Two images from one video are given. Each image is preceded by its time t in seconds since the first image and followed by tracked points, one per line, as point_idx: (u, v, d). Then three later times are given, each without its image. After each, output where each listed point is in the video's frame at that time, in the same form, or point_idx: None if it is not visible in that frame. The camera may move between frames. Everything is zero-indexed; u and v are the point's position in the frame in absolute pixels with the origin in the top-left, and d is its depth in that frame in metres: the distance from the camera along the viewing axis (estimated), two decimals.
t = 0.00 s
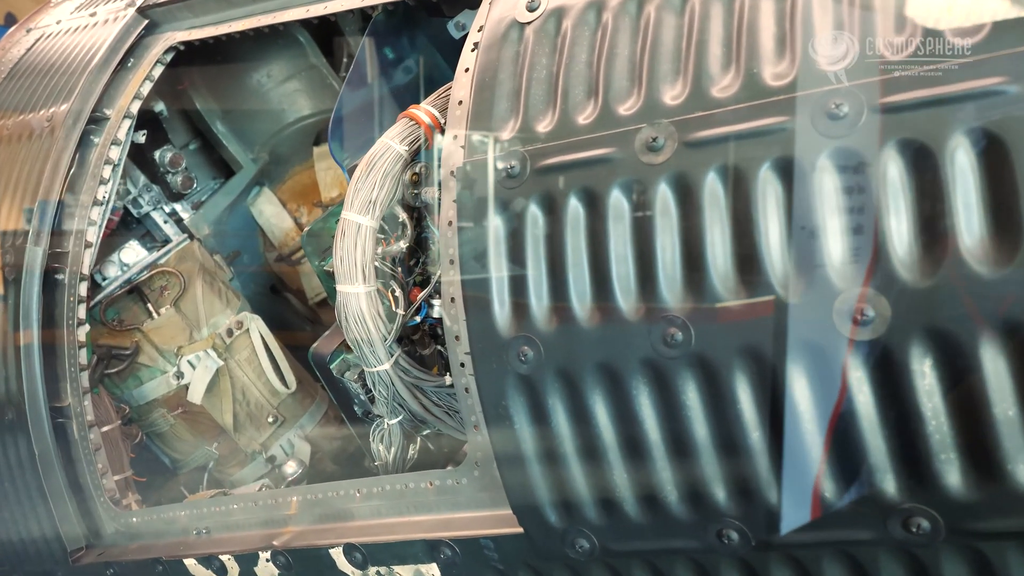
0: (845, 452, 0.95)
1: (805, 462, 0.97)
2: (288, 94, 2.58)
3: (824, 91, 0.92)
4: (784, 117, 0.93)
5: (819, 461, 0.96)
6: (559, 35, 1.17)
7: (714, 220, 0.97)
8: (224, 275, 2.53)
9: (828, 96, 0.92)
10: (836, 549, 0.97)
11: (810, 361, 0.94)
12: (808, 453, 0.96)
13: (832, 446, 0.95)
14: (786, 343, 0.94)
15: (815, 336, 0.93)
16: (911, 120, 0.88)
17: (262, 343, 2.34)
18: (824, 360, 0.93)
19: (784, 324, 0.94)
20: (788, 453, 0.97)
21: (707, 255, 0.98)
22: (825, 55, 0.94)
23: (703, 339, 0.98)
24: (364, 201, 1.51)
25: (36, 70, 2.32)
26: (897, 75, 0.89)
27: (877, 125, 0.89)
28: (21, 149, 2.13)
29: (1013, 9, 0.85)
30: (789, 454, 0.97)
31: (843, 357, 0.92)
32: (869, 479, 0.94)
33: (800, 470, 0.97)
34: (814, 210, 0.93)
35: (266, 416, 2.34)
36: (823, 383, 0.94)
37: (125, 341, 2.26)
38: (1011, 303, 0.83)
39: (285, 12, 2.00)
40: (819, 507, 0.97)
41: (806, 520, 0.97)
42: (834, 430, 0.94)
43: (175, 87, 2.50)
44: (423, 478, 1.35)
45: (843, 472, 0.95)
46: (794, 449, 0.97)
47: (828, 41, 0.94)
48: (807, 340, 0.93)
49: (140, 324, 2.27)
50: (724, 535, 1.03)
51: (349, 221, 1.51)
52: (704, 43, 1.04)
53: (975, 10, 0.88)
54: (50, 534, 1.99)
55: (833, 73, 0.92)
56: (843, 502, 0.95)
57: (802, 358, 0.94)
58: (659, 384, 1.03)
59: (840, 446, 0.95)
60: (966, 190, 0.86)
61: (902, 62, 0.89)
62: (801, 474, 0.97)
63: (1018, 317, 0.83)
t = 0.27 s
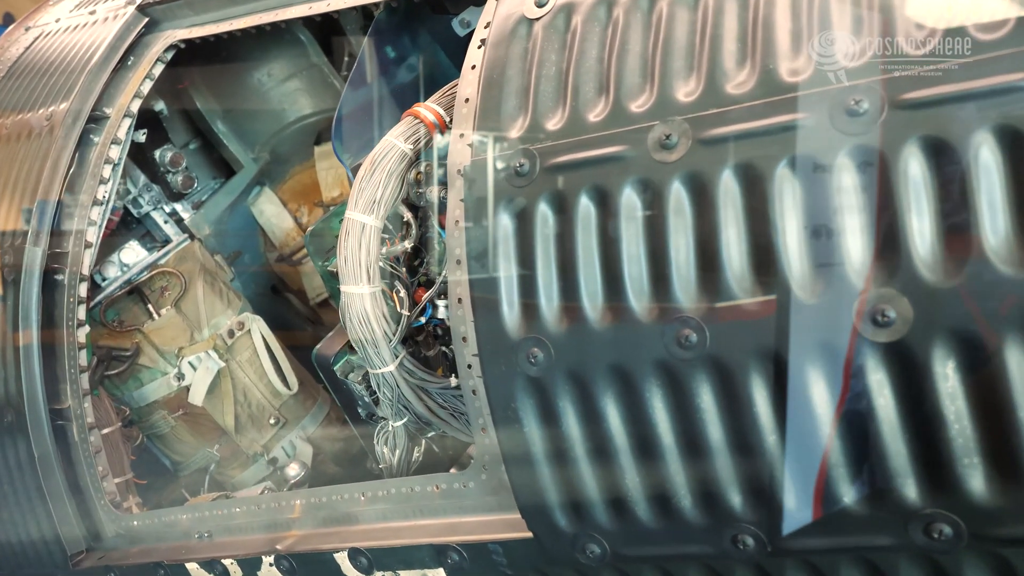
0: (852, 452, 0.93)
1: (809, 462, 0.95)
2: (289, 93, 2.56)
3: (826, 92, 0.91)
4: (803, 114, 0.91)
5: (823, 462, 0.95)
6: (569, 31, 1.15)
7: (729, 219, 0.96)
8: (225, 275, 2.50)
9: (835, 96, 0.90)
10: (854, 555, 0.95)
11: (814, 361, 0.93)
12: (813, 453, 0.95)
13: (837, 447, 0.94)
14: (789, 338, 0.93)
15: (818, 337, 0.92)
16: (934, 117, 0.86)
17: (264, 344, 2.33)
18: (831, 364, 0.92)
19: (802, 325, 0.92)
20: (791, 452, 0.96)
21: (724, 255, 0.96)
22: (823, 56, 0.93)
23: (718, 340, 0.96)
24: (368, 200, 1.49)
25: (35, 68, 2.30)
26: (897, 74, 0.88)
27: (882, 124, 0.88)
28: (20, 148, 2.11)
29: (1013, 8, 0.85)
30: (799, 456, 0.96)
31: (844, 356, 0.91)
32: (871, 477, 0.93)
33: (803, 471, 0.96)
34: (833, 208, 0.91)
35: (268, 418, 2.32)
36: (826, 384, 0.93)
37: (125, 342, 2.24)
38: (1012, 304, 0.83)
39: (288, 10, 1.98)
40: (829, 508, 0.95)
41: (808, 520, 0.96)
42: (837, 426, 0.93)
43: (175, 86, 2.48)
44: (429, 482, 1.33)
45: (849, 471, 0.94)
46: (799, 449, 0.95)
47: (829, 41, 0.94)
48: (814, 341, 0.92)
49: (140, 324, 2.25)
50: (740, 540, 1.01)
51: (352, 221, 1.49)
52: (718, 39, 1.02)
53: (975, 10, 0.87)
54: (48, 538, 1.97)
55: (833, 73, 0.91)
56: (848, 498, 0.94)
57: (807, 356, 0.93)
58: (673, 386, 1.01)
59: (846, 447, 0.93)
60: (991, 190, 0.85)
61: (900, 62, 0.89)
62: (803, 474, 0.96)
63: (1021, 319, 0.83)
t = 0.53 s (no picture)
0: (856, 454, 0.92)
1: (810, 463, 0.94)
2: (290, 92, 2.55)
3: (825, 92, 0.90)
4: (823, 111, 0.89)
5: (823, 464, 0.94)
6: (579, 27, 1.13)
7: (747, 219, 0.93)
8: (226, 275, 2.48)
9: (837, 96, 0.89)
10: (873, 563, 0.94)
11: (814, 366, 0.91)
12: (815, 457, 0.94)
13: (839, 448, 0.93)
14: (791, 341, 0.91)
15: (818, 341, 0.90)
16: (960, 115, 0.84)
17: (265, 344, 2.31)
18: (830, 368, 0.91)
19: (821, 327, 0.90)
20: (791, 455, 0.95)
21: (742, 256, 0.94)
22: (824, 56, 0.92)
23: (734, 342, 0.94)
24: (374, 199, 1.48)
25: (34, 66, 2.27)
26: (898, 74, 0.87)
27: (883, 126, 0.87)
28: (19, 147, 2.08)
29: (1013, 8, 0.84)
30: (816, 461, 0.94)
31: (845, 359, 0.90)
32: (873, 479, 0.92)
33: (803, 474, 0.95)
34: (853, 209, 0.89)
35: (270, 419, 2.30)
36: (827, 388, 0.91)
37: (125, 342, 2.21)
38: (1011, 305, 0.82)
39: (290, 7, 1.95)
40: (847, 514, 0.94)
41: (809, 521, 0.95)
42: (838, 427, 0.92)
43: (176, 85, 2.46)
44: (435, 485, 1.31)
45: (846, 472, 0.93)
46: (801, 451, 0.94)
47: (826, 42, 0.92)
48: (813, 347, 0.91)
49: (141, 325, 2.23)
50: (755, 547, 0.99)
51: (357, 220, 1.48)
52: (734, 34, 1.00)
53: (974, 10, 0.86)
54: (47, 542, 1.95)
55: (831, 74, 0.90)
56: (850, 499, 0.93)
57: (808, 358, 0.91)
58: (687, 389, 0.99)
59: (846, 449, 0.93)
60: (1017, 188, 0.82)
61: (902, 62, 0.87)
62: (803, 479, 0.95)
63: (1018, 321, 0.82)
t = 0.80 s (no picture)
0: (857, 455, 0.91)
1: (809, 464, 0.94)
2: (291, 90, 2.53)
3: (822, 92, 0.88)
4: (843, 106, 0.87)
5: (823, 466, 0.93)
6: (590, 21, 1.12)
7: (764, 218, 0.91)
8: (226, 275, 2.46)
9: (838, 94, 0.88)
10: (893, 568, 0.92)
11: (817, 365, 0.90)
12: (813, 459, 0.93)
13: (838, 448, 0.92)
14: (791, 351, 0.90)
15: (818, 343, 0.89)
16: (985, 110, 0.81)
17: (266, 344, 2.30)
18: (830, 373, 0.90)
19: (841, 328, 0.88)
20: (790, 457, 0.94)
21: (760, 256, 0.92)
22: (824, 57, 0.90)
23: (751, 344, 0.92)
24: (377, 198, 1.45)
25: (33, 64, 2.25)
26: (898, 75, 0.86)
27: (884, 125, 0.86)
28: (17, 145, 2.06)
29: (1013, 7, 0.83)
30: (835, 464, 0.92)
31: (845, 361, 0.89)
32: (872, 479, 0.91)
33: (801, 476, 0.94)
34: (874, 208, 0.87)
35: (271, 420, 2.29)
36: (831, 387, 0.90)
37: (125, 342, 2.19)
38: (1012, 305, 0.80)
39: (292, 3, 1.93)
40: (866, 518, 0.92)
41: (811, 521, 0.94)
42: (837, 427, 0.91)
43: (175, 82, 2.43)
44: (441, 488, 1.29)
45: (843, 473, 0.92)
46: (798, 452, 0.94)
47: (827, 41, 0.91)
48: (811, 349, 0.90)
49: (141, 324, 2.21)
50: (772, 552, 0.97)
51: (361, 218, 1.46)
52: (750, 28, 0.98)
53: (975, 9, 0.85)
54: (46, 542, 1.93)
55: (833, 73, 0.89)
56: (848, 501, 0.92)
57: (807, 360, 0.90)
58: (702, 391, 0.96)
59: (849, 452, 0.91)
60: None
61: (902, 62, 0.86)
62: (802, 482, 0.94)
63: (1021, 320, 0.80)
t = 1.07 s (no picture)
0: (859, 455, 0.90)
1: (810, 464, 0.92)
2: (292, 87, 2.51)
3: (838, 87, 0.87)
4: (865, 100, 0.85)
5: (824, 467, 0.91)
6: (601, 14, 1.10)
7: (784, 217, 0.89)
8: (227, 274, 2.43)
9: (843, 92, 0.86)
10: None
11: (822, 362, 0.89)
12: (813, 458, 0.92)
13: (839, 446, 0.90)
14: (791, 355, 0.89)
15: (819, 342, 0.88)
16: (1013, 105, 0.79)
17: (268, 344, 2.27)
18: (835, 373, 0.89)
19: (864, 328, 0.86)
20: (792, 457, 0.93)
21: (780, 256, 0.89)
22: (821, 55, 0.89)
23: (770, 344, 0.90)
24: (381, 196, 1.43)
25: (31, 61, 2.22)
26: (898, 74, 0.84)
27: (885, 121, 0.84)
28: (15, 143, 2.03)
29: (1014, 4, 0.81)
30: (856, 468, 0.90)
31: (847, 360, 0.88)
32: (875, 477, 0.90)
33: (803, 474, 0.93)
34: (898, 205, 0.85)
35: (272, 420, 2.26)
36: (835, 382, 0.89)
37: (125, 342, 2.16)
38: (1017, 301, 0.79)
39: None
40: (889, 523, 0.90)
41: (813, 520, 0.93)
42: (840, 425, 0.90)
43: (175, 79, 2.41)
44: (448, 491, 1.26)
45: (847, 473, 0.91)
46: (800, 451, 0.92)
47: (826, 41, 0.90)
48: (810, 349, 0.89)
49: (141, 324, 2.18)
50: (791, 558, 0.95)
51: (366, 216, 1.43)
52: (767, 20, 0.95)
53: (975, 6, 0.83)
54: (44, 543, 1.90)
55: (831, 72, 0.88)
56: (850, 500, 0.91)
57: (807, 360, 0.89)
58: (719, 393, 0.94)
59: (857, 452, 0.90)
60: None
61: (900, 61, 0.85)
62: (803, 481, 0.93)
63: None
